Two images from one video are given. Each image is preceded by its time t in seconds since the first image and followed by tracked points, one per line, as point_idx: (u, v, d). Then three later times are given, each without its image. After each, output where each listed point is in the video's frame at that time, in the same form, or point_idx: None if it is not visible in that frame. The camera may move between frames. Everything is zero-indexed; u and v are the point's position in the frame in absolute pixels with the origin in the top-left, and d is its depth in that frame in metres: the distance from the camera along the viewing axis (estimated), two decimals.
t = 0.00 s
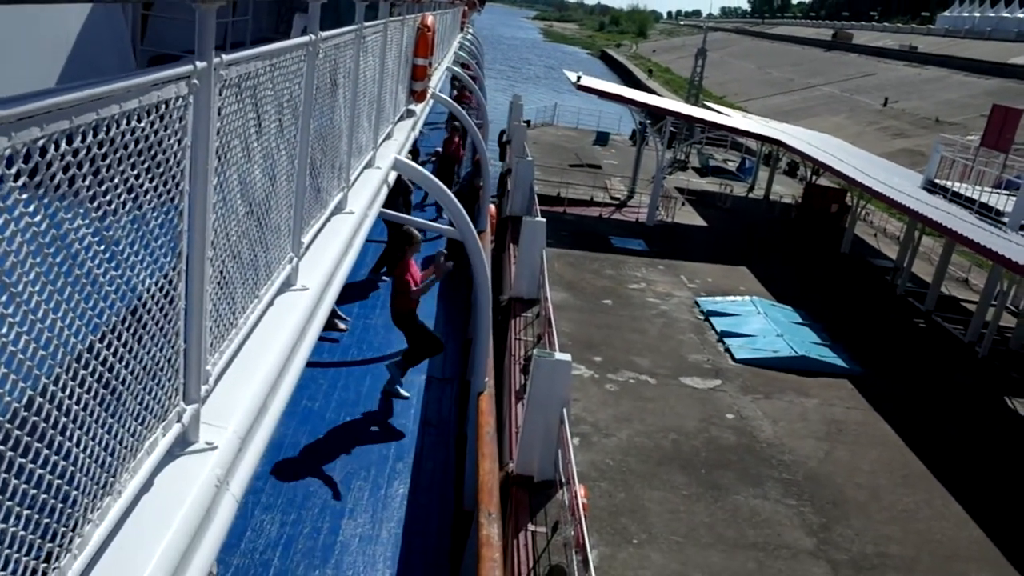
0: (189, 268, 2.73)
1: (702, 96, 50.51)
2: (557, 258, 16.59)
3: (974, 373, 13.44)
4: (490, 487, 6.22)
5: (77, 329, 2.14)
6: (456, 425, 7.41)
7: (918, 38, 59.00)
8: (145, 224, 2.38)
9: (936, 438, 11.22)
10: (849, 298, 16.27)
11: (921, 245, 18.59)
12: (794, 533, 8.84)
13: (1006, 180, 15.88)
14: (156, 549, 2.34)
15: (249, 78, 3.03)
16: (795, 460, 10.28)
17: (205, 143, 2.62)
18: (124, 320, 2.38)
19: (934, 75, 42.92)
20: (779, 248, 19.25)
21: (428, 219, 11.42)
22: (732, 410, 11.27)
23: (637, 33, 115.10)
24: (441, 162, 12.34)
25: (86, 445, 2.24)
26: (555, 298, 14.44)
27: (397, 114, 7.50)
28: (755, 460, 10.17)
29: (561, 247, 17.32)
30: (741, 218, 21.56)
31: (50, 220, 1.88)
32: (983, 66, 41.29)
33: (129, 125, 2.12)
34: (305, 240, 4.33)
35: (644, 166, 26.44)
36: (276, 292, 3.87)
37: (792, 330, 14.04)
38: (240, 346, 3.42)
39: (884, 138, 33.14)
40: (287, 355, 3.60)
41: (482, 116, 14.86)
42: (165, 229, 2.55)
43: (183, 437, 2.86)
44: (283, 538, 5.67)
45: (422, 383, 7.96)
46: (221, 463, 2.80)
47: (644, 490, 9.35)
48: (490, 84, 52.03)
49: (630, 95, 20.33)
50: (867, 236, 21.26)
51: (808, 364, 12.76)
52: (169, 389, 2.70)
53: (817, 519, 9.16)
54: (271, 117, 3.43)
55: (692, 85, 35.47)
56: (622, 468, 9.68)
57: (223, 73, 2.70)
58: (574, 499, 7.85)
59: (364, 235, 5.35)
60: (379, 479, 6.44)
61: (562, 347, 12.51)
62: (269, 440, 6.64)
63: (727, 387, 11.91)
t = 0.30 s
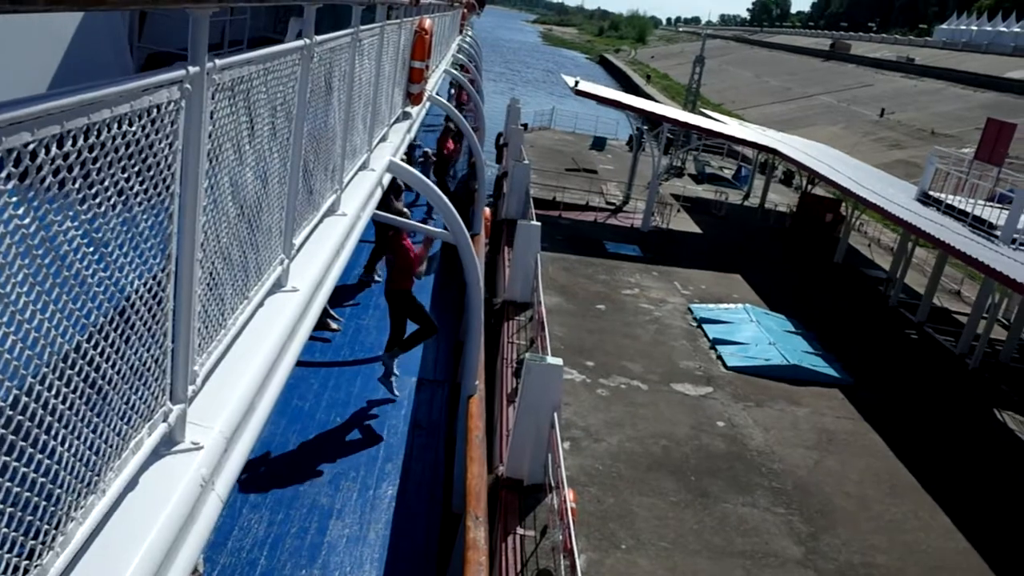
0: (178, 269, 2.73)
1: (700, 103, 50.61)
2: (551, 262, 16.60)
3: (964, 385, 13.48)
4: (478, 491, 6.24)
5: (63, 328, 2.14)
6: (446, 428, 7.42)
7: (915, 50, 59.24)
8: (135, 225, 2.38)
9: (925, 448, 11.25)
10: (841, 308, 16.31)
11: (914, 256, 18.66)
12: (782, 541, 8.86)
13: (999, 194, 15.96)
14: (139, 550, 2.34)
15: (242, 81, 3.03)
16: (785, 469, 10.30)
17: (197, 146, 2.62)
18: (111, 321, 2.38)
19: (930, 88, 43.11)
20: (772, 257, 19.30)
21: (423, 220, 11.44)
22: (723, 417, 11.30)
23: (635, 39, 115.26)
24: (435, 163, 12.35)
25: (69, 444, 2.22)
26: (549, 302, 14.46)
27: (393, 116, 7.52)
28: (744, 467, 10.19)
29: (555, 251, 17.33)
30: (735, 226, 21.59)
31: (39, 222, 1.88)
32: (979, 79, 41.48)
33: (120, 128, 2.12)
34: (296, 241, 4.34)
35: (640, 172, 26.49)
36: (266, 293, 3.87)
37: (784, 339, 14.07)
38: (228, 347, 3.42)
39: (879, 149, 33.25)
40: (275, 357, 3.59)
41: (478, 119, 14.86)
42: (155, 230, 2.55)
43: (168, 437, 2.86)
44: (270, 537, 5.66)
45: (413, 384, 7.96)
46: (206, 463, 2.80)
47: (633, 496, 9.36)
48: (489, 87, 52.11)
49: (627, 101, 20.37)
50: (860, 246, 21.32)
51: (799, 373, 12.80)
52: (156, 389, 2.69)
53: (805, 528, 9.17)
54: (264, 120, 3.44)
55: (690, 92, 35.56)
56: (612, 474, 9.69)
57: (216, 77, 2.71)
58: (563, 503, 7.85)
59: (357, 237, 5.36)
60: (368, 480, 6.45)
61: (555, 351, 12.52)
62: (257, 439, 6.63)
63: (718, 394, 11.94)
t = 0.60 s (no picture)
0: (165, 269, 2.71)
1: (697, 107, 50.67)
2: (544, 264, 16.63)
3: (953, 396, 13.53)
4: (463, 492, 6.25)
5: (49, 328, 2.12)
6: (434, 428, 7.43)
7: (913, 59, 59.42)
8: (121, 226, 2.37)
9: (911, 457, 11.32)
10: (832, 316, 16.36)
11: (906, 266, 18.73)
12: (767, 548, 8.89)
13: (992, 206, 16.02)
14: (118, 551, 2.32)
15: (232, 83, 3.03)
16: (771, 475, 10.34)
17: (185, 148, 2.61)
18: (96, 321, 2.36)
19: (927, 98, 43.25)
20: (765, 263, 19.35)
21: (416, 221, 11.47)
22: (711, 423, 11.34)
23: (634, 42, 115.39)
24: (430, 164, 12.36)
25: (51, 442, 2.19)
26: (540, 304, 14.48)
27: (387, 116, 7.53)
28: (731, 473, 10.23)
29: (548, 253, 17.36)
30: (729, 232, 21.62)
31: (24, 224, 1.87)
32: (976, 91, 41.63)
33: (108, 131, 2.11)
34: (285, 241, 4.33)
35: (634, 175, 26.53)
36: (253, 293, 3.86)
37: (774, 345, 14.12)
38: (213, 347, 3.41)
39: (874, 158, 33.33)
40: (261, 358, 3.58)
41: (473, 120, 14.92)
42: (141, 231, 2.53)
43: (152, 435, 2.84)
44: (255, 534, 5.67)
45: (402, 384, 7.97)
46: (189, 463, 2.79)
47: (620, 500, 9.38)
48: (486, 87, 52.11)
49: (624, 104, 20.41)
50: (853, 255, 21.38)
51: (788, 380, 12.84)
52: (139, 387, 2.66)
53: (790, 535, 9.21)
54: (254, 121, 3.44)
55: (686, 96, 35.62)
56: (599, 477, 9.71)
57: (205, 80, 2.71)
58: (549, 506, 7.86)
59: (347, 238, 5.36)
60: (355, 479, 6.45)
61: (545, 353, 12.54)
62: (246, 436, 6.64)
63: (707, 400, 11.97)
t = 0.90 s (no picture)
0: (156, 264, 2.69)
1: (696, 109, 50.65)
2: (539, 263, 16.64)
3: (945, 403, 13.57)
4: (453, 490, 6.26)
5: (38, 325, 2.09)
6: (425, 426, 7.43)
7: (913, 65, 59.52)
8: (112, 222, 2.35)
9: (902, 464, 11.35)
10: (826, 321, 16.39)
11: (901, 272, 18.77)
12: (756, 551, 8.91)
13: (987, 214, 16.05)
14: (102, 546, 2.30)
15: (225, 82, 3.03)
16: (762, 479, 10.35)
17: (177, 145, 2.59)
18: (85, 317, 2.33)
19: (926, 104, 43.36)
20: (761, 267, 19.36)
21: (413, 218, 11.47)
22: (704, 426, 11.35)
23: (635, 42, 115.32)
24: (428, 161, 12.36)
25: (38, 436, 2.16)
26: (535, 304, 14.49)
27: (385, 113, 7.54)
28: (723, 477, 10.25)
29: (544, 253, 17.37)
30: (725, 235, 21.63)
31: (14, 222, 1.85)
32: (975, 98, 41.74)
33: (100, 129, 2.09)
34: (278, 238, 4.33)
35: (632, 176, 26.54)
36: (244, 289, 3.85)
37: (767, 349, 14.15)
38: (203, 342, 3.39)
39: (872, 163, 33.38)
40: (250, 354, 3.57)
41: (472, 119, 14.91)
42: (132, 227, 2.51)
43: (140, 429, 2.83)
44: (245, 528, 5.66)
45: (395, 382, 7.97)
46: (177, 458, 2.77)
47: (610, 501, 9.39)
48: (486, 84, 52.01)
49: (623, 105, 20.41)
50: (849, 260, 21.43)
51: (781, 384, 12.86)
52: (128, 383, 2.63)
53: (779, 539, 9.22)
54: (248, 119, 3.43)
55: (686, 98, 35.61)
56: (590, 478, 9.71)
57: (199, 78, 2.70)
58: (540, 506, 7.88)
59: (339, 235, 5.36)
60: (346, 474, 6.47)
61: (539, 353, 12.55)
62: (238, 430, 6.63)
63: (700, 403, 11.99)
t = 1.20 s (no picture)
0: (145, 266, 2.73)
1: (697, 113, 50.69)
2: (536, 264, 16.69)
3: (937, 412, 13.63)
4: (443, 491, 6.31)
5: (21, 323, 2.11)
6: (417, 426, 7.48)
7: (914, 74, 59.72)
8: (99, 223, 2.38)
9: (892, 471, 11.41)
10: (822, 328, 16.43)
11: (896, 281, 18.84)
12: (745, 556, 8.95)
13: (983, 225, 16.12)
14: (83, 546, 2.33)
15: (219, 83, 3.06)
16: (753, 484, 10.40)
17: (168, 147, 2.62)
18: (72, 316, 2.36)
19: (925, 114, 43.53)
20: (757, 273, 19.41)
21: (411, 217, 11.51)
22: (696, 430, 11.40)
23: (637, 45, 115.38)
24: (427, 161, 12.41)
25: (24, 435, 2.18)
26: (532, 305, 14.54)
27: (383, 113, 7.58)
28: (714, 481, 10.29)
29: (541, 254, 17.41)
30: (723, 240, 21.67)
31: (2, 223, 1.88)
32: (975, 109, 41.94)
33: (89, 131, 2.12)
34: (271, 238, 4.37)
35: (631, 179, 26.59)
36: (235, 289, 3.89)
37: (762, 355, 14.20)
38: (192, 342, 3.43)
39: (871, 171, 33.47)
40: (239, 354, 3.61)
41: (472, 119, 14.95)
42: (121, 228, 2.54)
43: (126, 428, 2.86)
44: (233, 524, 5.69)
45: (388, 382, 8.01)
46: (162, 458, 2.80)
47: (601, 503, 9.43)
48: (487, 85, 51.93)
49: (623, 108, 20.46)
50: (845, 268, 21.50)
51: (774, 390, 12.91)
52: (114, 382, 2.67)
53: (768, 544, 9.26)
54: (242, 120, 3.46)
55: (687, 102, 35.65)
56: (582, 479, 9.75)
57: (191, 80, 2.73)
58: (530, 507, 7.93)
59: (333, 236, 5.40)
60: (337, 472, 6.50)
61: (533, 354, 12.60)
62: (230, 427, 6.66)
63: (693, 407, 12.04)
